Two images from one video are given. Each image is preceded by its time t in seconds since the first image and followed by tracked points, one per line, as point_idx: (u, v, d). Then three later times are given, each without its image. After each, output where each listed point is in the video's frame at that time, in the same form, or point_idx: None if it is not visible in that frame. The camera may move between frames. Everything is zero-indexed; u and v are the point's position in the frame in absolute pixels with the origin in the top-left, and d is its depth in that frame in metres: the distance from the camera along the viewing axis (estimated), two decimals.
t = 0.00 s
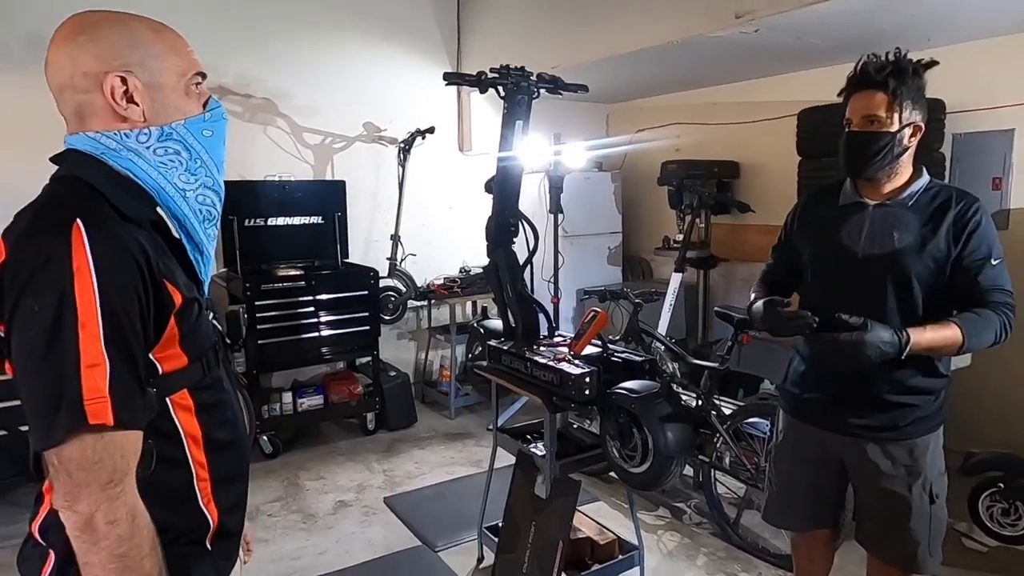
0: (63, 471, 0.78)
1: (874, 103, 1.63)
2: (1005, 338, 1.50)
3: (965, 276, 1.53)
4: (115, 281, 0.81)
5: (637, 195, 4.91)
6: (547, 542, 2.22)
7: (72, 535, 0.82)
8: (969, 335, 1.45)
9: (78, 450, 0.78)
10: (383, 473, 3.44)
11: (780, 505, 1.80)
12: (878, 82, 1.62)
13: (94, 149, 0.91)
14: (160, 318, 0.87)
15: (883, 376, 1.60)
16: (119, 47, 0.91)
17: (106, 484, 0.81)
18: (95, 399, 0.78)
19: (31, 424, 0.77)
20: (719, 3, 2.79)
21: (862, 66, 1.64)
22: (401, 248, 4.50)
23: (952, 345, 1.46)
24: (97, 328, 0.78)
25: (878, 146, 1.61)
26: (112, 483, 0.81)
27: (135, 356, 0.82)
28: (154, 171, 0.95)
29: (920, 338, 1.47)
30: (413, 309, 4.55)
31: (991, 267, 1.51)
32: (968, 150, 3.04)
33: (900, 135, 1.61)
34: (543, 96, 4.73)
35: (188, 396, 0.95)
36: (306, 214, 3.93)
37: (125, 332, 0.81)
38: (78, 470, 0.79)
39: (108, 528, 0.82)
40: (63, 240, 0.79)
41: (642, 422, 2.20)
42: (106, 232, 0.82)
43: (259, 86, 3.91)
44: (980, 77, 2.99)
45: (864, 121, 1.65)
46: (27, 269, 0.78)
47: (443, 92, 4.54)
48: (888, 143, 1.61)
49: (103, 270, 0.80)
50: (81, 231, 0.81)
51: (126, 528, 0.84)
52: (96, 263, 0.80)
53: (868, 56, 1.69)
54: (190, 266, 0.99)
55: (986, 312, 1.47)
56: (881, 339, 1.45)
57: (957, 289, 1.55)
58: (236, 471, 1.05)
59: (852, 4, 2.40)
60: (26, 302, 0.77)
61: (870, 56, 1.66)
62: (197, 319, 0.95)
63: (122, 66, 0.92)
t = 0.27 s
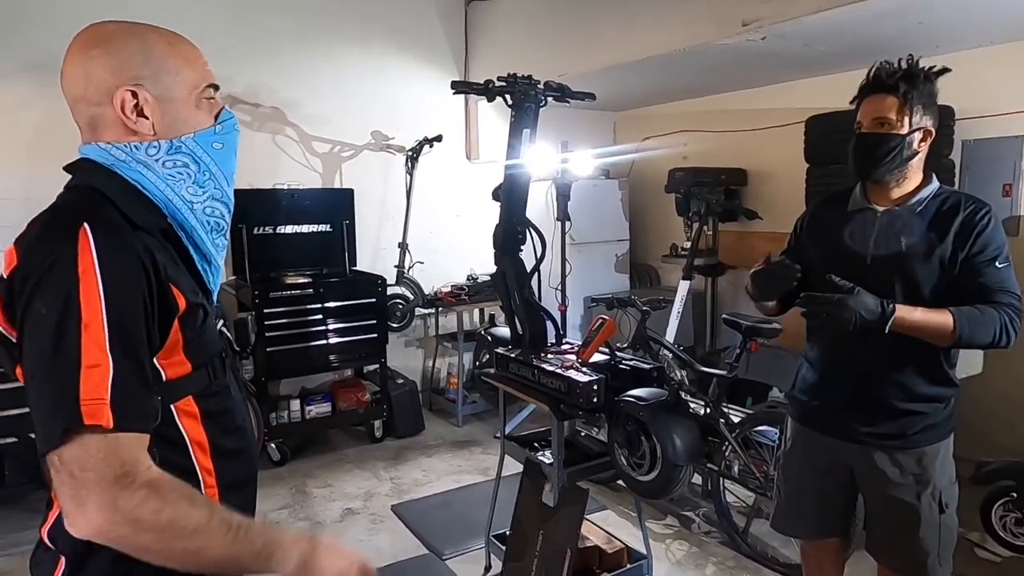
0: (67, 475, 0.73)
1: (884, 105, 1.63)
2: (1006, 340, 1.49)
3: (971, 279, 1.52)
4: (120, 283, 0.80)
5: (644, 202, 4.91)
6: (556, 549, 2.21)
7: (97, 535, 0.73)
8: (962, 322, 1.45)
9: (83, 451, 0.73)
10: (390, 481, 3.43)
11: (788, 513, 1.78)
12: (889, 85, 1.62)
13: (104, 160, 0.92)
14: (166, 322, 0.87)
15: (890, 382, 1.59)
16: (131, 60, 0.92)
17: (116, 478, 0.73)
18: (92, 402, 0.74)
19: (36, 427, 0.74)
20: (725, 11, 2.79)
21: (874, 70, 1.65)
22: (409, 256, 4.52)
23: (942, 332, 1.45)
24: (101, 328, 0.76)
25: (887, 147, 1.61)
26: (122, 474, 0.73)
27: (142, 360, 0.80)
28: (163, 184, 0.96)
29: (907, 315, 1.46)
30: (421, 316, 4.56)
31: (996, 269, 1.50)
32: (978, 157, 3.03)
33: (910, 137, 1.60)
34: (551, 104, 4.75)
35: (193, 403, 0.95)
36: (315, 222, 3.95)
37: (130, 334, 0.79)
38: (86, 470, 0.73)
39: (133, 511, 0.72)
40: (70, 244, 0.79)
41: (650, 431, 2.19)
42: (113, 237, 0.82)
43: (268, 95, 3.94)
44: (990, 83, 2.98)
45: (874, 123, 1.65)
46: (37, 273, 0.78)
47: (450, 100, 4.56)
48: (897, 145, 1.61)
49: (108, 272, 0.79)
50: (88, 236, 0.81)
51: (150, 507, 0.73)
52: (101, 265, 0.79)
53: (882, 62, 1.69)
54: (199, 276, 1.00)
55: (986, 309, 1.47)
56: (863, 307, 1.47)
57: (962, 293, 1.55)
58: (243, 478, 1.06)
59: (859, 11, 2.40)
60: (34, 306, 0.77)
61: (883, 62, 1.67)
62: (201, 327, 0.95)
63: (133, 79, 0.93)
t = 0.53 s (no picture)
0: (205, 429, 0.84)
1: (894, 111, 1.62)
2: (1011, 351, 1.48)
3: (979, 288, 1.51)
4: (152, 269, 0.86)
5: (652, 210, 4.91)
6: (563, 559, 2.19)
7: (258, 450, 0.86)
8: (972, 336, 1.43)
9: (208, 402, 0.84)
10: (398, 490, 3.43)
11: (799, 521, 1.77)
12: (900, 91, 1.62)
13: (111, 173, 0.95)
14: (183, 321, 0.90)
15: (899, 389, 1.58)
16: (139, 76, 0.92)
17: (240, 400, 0.85)
18: (196, 366, 0.83)
19: (148, 417, 0.83)
20: (732, 19, 2.80)
21: (884, 76, 1.64)
22: (417, 264, 4.53)
23: (952, 343, 1.44)
24: (162, 306, 0.84)
25: (896, 154, 1.60)
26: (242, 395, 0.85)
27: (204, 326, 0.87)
28: (167, 199, 0.97)
29: (918, 325, 1.45)
30: (429, 325, 4.57)
31: (1003, 279, 1.50)
32: (987, 163, 3.01)
33: (918, 145, 1.60)
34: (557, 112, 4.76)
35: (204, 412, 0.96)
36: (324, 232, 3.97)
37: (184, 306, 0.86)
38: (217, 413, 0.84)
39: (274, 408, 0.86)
40: (89, 243, 0.84)
41: (659, 439, 2.17)
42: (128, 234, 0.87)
43: (277, 106, 3.97)
44: (999, 89, 2.96)
45: (883, 129, 1.64)
46: (62, 279, 0.83)
47: (458, 109, 4.59)
48: (904, 153, 1.60)
49: (138, 260, 0.85)
50: (102, 233, 0.85)
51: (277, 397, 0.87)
52: (129, 256, 0.85)
53: (891, 69, 1.69)
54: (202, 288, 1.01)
55: (996, 321, 1.46)
56: (879, 317, 1.44)
57: (971, 299, 1.53)
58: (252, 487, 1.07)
59: (866, 18, 2.40)
60: (81, 308, 0.82)
61: (894, 68, 1.66)
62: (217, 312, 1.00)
63: (140, 96, 0.92)
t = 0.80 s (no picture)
0: (260, 394, 0.91)
1: (891, 116, 1.62)
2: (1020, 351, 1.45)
3: (982, 288, 1.50)
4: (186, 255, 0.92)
5: (654, 213, 4.91)
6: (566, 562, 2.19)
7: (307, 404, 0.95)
8: (974, 336, 1.41)
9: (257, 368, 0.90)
10: (401, 493, 3.43)
11: (801, 523, 1.77)
12: (897, 96, 1.61)
13: (121, 176, 0.96)
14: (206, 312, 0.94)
15: (901, 392, 1.58)
16: (148, 81, 0.93)
17: (285, 362, 0.93)
18: (247, 337, 0.89)
19: (204, 392, 0.88)
20: (734, 23, 2.80)
21: (880, 81, 1.65)
22: (419, 268, 4.53)
23: (951, 340, 1.43)
24: (204, 288, 0.90)
25: (894, 159, 1.60)
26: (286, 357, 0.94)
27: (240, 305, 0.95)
28: (177, 202, 0.98)
29: (916, 325, 1.44)
30: (431, 328, 4.57)
31: (1008, 279, 1.48)
32: (990, 166, 3.01)
33: (916, 149, 1.60)
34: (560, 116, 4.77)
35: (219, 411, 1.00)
36: (328, 235, 3.97)
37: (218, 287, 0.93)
38: (271, 376, 0.91)
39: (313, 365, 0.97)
40: (123, 235, 0.88)
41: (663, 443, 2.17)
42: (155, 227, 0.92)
43: (279, 110, 3.99)
44: (1002, 91, 2.96)
45: (880, 134, 1.64)
46: (103, 274, 0.86)
47: (460, 113, 4.60)
48: (904, 157, 1.60)
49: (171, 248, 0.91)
50: (133, 226, 0.90)
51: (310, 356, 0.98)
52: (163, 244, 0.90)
53: (888, 73, 1.69)
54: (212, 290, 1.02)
55: (1001, 320, 1.44)
56: (874, 315, 1.46)
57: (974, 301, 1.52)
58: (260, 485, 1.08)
59: (868, 21, 2.40)
60: (124, 298, 0.87)
61: (889, 73, 1.67)
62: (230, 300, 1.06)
63: (149, 100, 0.94)
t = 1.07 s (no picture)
0: (267, 389, 0.92)
1: (890, 117, 1.62)
2: None
3: (985, 290, 1.50)
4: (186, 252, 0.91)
5: (655, 215, 4.91)
6: (567, 564, 2.18)
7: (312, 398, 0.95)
8: (977, 341, 1.42)
9: (261, 363, 0.90)
10: (402, 495, 3.43)
11: (804, 525, 1.76)
12: (896, 97, 1.61)
13: (122, 174, 0.95)
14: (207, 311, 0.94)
15: (903, 394, 1.57)
16: (156, 83, 0.94)
17: (289, 355, 0.93)
18: (250, 333, 0.89)
19: (212, 386, 0.88)
20: (735, 24, 2.80)
21: (878, 83, 1.65)
22: (420, 269, 4.53)
23: (956, 347, 1.43)
24: (207, 284, 0.90)
25: (894, 160, 1.60)
26: (289, 351, 0.93)
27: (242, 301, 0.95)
28: (180, 202, 0.98)
29: (920, 335, 1.44)
30: (432, 330, 4.57)
31: (1011, 280, 1.47)
32: (992, 168, 3.01)
33: (915, 150, 1.60)
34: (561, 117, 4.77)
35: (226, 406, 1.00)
36: (328, 236, 3.98)
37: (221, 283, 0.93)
38: (276, 370, 0.91)
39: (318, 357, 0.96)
40: (124, 234, 0.88)
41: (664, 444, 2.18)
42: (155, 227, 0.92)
43: (281, 111, 3.99)
44: (1004, 93, 2.96)
45: (880, 136, 1.64)
46: (106, 272, 0.86)
47: (462, 115, 4.60)
48: (903, 159, 1.60)
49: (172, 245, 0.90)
50: (134, 226, 0.90)
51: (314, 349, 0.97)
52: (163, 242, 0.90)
53: (886, 74, 1.69)
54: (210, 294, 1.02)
55: (1005, 322, 1.44)
56: (875, 329, 1.44)
57: (976, 301, 1.52)
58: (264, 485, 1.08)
59: (870, 22, 2.40)
60: (128, 298, 0.86)
61: (888, 75, 1.67)
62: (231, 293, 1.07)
63: (156, 101, 0.94)
